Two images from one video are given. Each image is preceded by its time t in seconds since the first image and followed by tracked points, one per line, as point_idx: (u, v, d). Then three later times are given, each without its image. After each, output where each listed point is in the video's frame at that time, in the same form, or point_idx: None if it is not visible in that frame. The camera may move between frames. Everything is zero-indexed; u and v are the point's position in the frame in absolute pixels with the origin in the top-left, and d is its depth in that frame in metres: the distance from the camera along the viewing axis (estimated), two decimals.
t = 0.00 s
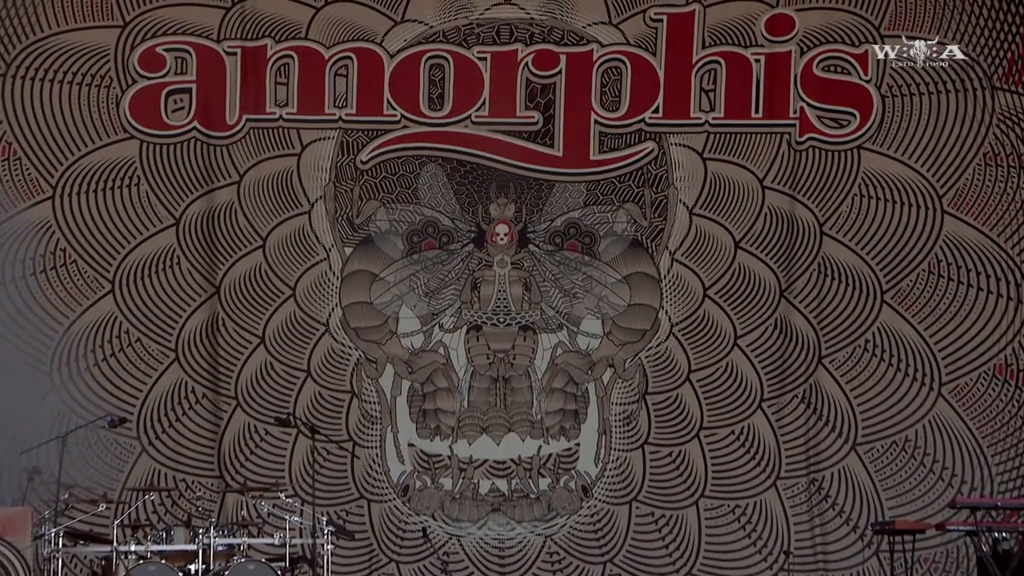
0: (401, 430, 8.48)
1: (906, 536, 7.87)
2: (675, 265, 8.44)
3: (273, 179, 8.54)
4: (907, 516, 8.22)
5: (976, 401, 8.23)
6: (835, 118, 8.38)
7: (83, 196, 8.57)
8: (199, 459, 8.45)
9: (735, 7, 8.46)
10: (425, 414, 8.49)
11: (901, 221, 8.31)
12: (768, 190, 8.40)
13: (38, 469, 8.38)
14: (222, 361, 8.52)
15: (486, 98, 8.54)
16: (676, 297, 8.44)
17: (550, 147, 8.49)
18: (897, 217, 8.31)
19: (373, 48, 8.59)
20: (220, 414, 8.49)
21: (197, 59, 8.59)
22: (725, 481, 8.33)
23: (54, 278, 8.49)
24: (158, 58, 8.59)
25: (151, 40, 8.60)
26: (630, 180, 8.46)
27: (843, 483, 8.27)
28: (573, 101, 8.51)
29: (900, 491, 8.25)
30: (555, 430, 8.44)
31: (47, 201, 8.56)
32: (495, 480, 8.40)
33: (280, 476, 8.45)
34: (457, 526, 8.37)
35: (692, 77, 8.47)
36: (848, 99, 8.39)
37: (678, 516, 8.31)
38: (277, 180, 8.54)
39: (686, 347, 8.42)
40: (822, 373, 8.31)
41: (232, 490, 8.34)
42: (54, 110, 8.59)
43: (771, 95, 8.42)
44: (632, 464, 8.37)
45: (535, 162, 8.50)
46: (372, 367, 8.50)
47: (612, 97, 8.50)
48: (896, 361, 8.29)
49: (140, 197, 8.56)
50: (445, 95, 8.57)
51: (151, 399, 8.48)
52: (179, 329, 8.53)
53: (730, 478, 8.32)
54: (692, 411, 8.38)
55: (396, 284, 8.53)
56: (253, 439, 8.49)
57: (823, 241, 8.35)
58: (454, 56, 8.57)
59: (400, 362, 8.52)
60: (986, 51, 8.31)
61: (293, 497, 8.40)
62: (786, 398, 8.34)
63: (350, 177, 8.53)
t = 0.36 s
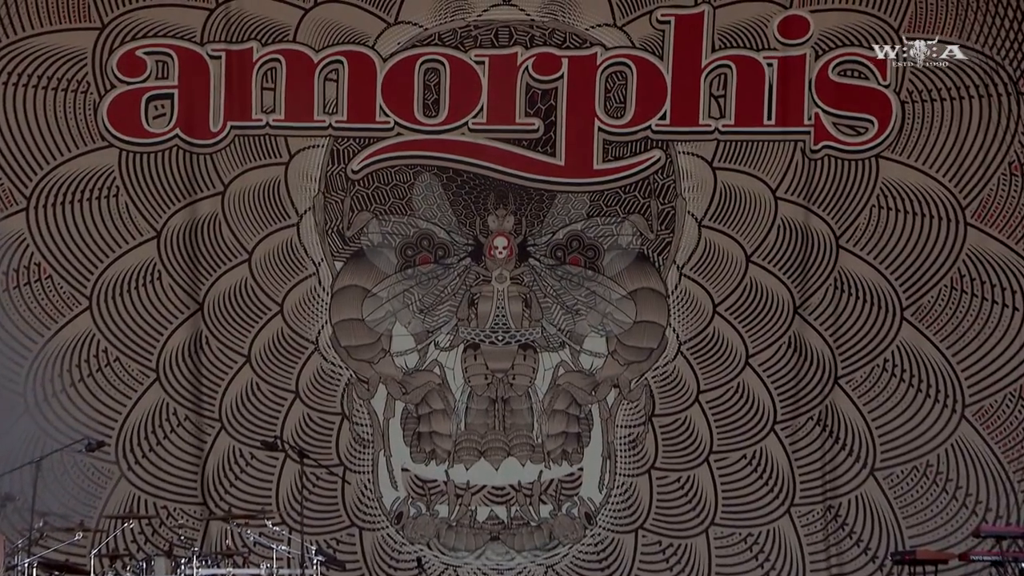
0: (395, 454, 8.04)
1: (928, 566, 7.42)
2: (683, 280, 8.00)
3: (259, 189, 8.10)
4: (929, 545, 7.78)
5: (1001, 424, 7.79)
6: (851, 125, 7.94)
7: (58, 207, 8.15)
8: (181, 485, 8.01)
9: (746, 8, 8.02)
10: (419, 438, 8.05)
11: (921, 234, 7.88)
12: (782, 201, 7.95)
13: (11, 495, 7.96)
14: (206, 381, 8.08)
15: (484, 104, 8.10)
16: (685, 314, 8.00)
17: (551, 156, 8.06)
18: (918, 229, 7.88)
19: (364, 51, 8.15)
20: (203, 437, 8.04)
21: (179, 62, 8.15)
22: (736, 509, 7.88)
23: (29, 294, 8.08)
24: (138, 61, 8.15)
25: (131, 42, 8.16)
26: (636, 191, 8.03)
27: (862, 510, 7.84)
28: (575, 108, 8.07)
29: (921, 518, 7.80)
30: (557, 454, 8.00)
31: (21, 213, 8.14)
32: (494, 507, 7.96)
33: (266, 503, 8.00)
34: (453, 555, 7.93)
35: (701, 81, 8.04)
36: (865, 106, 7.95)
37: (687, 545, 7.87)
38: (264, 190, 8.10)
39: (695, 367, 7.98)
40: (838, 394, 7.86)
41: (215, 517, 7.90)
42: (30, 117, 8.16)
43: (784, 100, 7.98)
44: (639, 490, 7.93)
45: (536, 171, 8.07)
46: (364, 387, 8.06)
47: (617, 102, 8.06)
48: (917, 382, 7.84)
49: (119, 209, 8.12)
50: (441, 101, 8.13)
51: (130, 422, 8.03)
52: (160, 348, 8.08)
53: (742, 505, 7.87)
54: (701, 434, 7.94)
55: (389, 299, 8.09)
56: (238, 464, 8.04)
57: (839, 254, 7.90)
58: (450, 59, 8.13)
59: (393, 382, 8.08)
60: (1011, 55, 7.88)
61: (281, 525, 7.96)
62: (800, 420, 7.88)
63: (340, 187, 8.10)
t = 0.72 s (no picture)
0: (400, 477, 7.65)
1: None
2: (704, 294, 7.61)
3: (257, 199, 7.71)
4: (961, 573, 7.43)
5: None
6: (881, 132, 7.53)
7: (46, 218, 7.78)
8: (175, 510, 7.65)
9: (770, 8, 7.60)
10: (426, 461, 7.66)
11: (954, 246, 7.50)
12: (807, 211, 7.55)
13: None
14: (202, 401, 7.68)
15: (493, 109, 7.71)
16: (706, 329, 7.61)
17: (564, 164, 7.68)
18: (950, 241, 7.50)
19: (368, 53, 7.74)
20: (200, 459, 7.66)
21: (173, 66, 7.75)
22: (760, 535, 7.52)
23: (17, 310, 7.73)
24: (130, 65, 7.77)
25: (122, 45, 7.78)
26: (654, 201, 7.63)
27: (891, 536, 7.49)
28: (589, 114, 7.68)
29: (954, 545, 7.44)
30: (571, 478, 7.62)
31: (8, 224, 7.77)
32: (505, 534, 7.61)
33: (266, 529, 7.62)
34: None
35: (722, 86, 7.64)
36: (895, 111, 7.53)
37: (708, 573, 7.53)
38: (262, 199, 7.71)
39: (716, 386, 7.59)
40: (867, 415, 7.49)
41: (212, 544, 7.59)
42: (17, 124, 7.79)
43: (809, 106, 7.58)
44: (657, 515, 7.56)
45: (549, 180, 7.67)
46: (368, 407, 7.67)
47: (633, 108, 7.68)
48: (950, 402, 7.46)
49: (110, 219, 7.74)
50: (449, 106, 7.75)
51: (122, 444, 7.66)
52: (154, 366, 7.70)
53: (766, 531, 7.52)
54: (723, 456, 7.56)
55: (394, 315, 7.69)
56: (236, 488, 7.65)
57: (868, 268, 7.52)
58: (458, 63, 7.72)
59: (398, 402, 7.68)
60: None
61: (282, 551, 7.62)
62: (828, 441, 7.53)
63: (343, 196, 7.69)
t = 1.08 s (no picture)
0: (411, 491, 7.26)
1: None
2: (730, 299, 7.23)
3: (261, 199, 7.34)
4: None
5: None
6: (916, 129, 7.16)
7: (40, 219, 7.40)
8: (173, 526, 7.24)
9: None
10: (438, 474, 7.27)
11: (994, 248, 7.09)
12: (839, 212, 7.17)
13: None
14: (202, 412, 7.30)
15: (509, 105, 7.34)
16: (733, 336, 7.23)
17: (583, 163, 7.30)
18: (992, 243, 7.09)
19: (377, 46, 7.37)
20: (200, 473, 7.28)
21: (173, 59, 7.39)
22: (790, 553, 7.13)
23: (8, 316, 7.35)
24: (127, 59, 7.40)
25: (119, 38, 7.41)
26: (677, 201, 7.26)
27: (929, 554, 7.06)
28: (610, 109, 7.30)
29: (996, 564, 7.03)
30: (591, 492, 7.23)
31: None
32: (521, 551, 7.20)
33: (270, 546, 7.24)
34: None
35: (749, 81, 7.28)
36: (932, 107, 7.15)
37: None
38: (267, 200, 7.34)
39: (744, 396, 7.20)
40: (903, 427, 7.10)
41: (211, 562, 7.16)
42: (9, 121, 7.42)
43: (841, 101, 7.21)
44: (682, 532, 7.16)
45: (567, 179, 7.30)
46: (377, 418, 7.29)
47: (656, 103, 7.30)
48: (991, 413, 7.06)
49: (106, 221, 7.36)
50: (462, 102, 7.38)
51: (119, 456, 7.28)
52: (151, 375, 7.33)
53: (796, 549, 7.13)
54: (751, 470, 7.18)
55: (405, 321, 7.32)
56: (238, 503, 7.27)
57: (903, 271, 7.14)
58: (472, 57, 7.35)
59: (409, 413, 7.31)
60: None
61: (286, 570, 7.22)
62: (862, 454, 7.12)
63: (351, 197, 7.33)
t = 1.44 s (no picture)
0: (411, 503, 6.91)
1: None
2: (746, 301, 6.87)
3: (254, 196, 6.97)
4: None
5: None
6: (943, 121, 6.80)
7: (20, 216, 7.04)
8: (160, 541, 6.92)
9: None
10: (440, 485, 6.92)
11: None
12: (859, 210, 6.80)
13: None
14: (191, 419, 6.94)
15: (515, 96, 6.98)
16: (749, 340, 6.86)
17: (593, 158, 6.94)
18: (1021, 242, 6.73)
19: (375, 34, 7.00)
20: (189, 483, 6.93)
21: (160, 49, 7.03)
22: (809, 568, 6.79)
23: None
24: (113, 49, 7.05)
25: (104, 27, 7.06)
26: (690, 199, 6.88)
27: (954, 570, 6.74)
28: (619, 101, 6.93)
29: None
30: (599, 505, 6.89)
31: None
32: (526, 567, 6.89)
33: (265, 560, 6.89)
34: None
35: (766, 71, 6.91)
36: (960, 99, 6.79)
37: None
38: (259, 197, 6.97)
39: (760, 403, 6.84)
40: (928, 435, 6.73)
41: None
42: None
43: (863, 92, 6.84)
44: (696, 546, 6.83)
45: (574, 175, 6.94)
46: (377, 426, 6.93)
47: (668, 95, 6.94)
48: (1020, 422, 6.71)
49: (90, 219, 7.01)
50: (465, 93, 7.01)
51: (103, 466, 6.95)
52: (137, 380, 6.97)
53: (815, 564, 6.79)
54: (768, 481, 6.82)
55: (404, 324, 6.95)
56: (229, 515, 6.91)
57: (928, 272, 6.77)
58: (475, 46, 6.99)
59: (410, 420, 6.94)
60: None
61: None
62: (885, 465, 6.76)
63: (348, 194, 6.96)
